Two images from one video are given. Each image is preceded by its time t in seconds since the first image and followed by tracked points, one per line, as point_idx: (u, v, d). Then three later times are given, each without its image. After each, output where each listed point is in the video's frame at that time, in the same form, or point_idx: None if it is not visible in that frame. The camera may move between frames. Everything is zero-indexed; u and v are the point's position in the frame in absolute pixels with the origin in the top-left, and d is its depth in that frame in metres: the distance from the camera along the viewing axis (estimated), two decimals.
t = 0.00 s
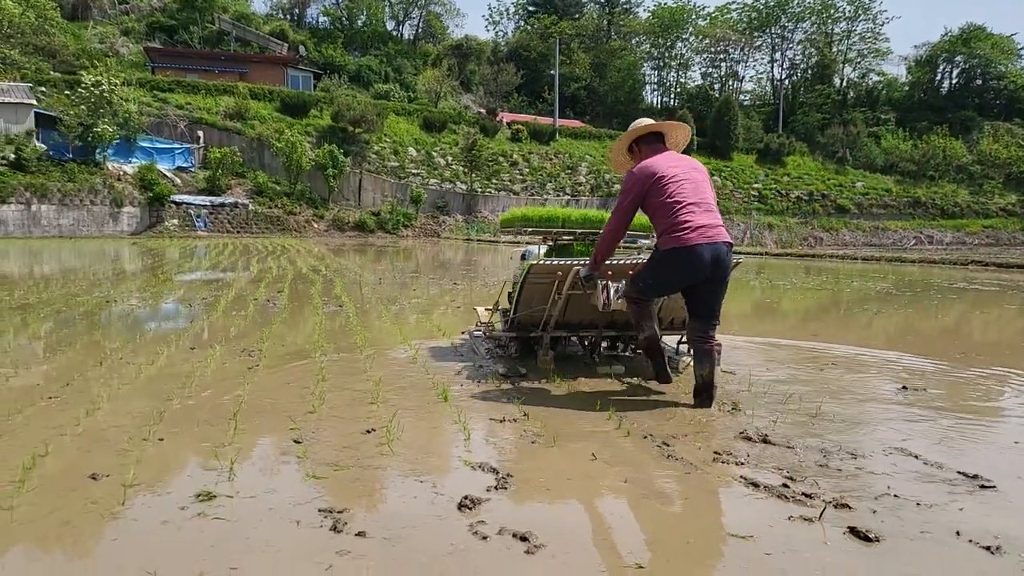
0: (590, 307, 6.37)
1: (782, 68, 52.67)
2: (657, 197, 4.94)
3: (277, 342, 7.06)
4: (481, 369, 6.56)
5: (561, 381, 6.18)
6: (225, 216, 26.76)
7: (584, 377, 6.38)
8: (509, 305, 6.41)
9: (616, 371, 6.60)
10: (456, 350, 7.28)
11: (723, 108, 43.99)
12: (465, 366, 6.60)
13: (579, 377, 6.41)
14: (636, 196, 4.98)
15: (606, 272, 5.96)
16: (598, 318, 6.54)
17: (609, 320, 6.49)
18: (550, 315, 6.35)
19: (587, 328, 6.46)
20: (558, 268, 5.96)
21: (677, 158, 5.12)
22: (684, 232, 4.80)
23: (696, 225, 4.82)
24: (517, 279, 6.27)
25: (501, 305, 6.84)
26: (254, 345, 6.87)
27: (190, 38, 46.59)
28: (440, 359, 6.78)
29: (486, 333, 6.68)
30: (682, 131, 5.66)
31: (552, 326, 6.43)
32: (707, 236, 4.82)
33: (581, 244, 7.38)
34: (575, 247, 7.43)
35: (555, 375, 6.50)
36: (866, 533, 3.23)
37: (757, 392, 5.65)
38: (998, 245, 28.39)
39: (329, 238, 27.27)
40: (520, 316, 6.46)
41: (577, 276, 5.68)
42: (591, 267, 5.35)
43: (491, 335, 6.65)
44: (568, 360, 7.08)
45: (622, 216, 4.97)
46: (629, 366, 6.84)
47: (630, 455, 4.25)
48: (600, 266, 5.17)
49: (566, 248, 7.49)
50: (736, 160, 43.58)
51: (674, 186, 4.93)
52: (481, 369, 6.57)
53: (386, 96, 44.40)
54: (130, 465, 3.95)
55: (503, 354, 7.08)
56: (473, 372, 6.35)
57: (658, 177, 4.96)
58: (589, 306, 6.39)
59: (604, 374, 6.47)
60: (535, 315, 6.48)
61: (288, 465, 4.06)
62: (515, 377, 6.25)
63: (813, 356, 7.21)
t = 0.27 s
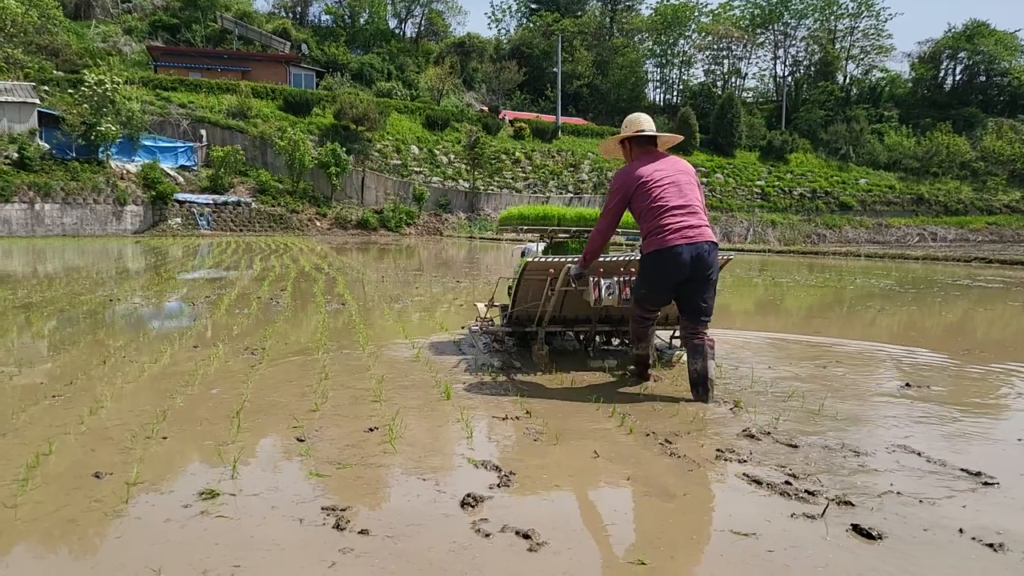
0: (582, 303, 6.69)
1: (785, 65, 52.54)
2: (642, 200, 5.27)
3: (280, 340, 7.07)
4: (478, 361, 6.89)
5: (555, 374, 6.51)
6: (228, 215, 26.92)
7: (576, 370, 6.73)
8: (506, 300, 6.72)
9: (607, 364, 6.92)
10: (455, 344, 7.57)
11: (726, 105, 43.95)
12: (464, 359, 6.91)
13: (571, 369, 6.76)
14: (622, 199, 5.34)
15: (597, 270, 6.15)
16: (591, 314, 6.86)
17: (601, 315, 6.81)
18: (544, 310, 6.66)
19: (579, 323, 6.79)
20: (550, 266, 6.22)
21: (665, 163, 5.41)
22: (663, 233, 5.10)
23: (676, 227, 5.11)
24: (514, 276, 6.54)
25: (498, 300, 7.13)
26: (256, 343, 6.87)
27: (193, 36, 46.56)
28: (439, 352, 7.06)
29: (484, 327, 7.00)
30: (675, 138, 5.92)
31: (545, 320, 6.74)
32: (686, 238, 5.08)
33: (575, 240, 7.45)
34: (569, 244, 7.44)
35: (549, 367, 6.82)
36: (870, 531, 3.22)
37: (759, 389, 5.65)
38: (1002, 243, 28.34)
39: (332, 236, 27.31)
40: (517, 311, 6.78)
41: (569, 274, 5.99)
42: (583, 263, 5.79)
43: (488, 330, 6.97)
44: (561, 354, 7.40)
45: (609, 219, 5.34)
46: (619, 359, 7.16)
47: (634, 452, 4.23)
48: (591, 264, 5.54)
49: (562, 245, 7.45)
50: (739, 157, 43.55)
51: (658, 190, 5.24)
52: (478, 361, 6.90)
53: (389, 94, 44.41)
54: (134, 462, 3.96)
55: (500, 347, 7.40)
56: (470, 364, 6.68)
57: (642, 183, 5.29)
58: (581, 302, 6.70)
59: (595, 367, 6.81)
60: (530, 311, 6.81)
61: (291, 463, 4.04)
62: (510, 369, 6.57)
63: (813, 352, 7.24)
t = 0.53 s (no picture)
0: (578, 297, 7.19)
1: (790, 63, 52.25)
2: (629, 201, 5.62)
3: (285, 339, 7.07)
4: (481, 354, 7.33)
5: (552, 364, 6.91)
6: (233, 214, 26.87)
7: (573, 362, 7.11)
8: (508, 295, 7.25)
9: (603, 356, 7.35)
10: (460, 338, 8.06)
11: (731, 103, 43.79)
12: (468, 351, 7.36)
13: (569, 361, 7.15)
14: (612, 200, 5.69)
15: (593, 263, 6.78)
16: (587, 309, 7.34)
17: (597, 310, 7.30)
18: (543, 304, 7.18)
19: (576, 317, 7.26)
20: (547, 260, 6.80)
21: (653, 167, 5.74)
22: (647, 232, 5.43)
23: (659, 227, 5.43)
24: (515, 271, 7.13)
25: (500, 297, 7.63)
26: (261, 342, 6.88)
27: (197, 36, 46.56)
28: (444, 351, 7.16)
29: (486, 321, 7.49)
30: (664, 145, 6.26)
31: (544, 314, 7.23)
32: (669, 236, 5.40)
33: (572, 237, 8.10)
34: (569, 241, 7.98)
35: (547, 360, 7.24)
36: (875, 531, 3.21)
37: (764, 388, 5.64)
38: (1008, 241, 28.19)
39: (336, 235, 27.33)
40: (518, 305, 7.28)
41: (564, 267, 6.50)
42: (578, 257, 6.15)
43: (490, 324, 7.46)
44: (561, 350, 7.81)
45: (599, 217, 5.68)
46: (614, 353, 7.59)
47: (639, 450, 4.23)
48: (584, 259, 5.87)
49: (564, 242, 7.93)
50: (744, 155, 43.42)
51: (644, 192, 5.57)
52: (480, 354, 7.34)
53: (393, 93, 44.38)
54: (139, 461, 3.96)
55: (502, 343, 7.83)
56: (473, 357, 7.00)
57: (630, 185, 5.63)
58: (578, 297, 7.21)
59: (591, 360, 7.20)
60: (530, 305, 7.30)
61: (296, 462, 4.04)
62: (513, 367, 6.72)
63: (818, 350, 7.25)
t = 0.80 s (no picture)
0: (583, 299, 7.26)
1: (801, 63, 52.03)
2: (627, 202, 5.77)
3: (295, 340, 7.11)
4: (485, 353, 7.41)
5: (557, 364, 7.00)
6: (243, 215, 26.97)
7: (577, 362, 7.20)
8: (513, 296, 7.28)
9: (606, 356, 7.45)
10: (464, 337, 8.13)
11: (741, 104, 43.68)
12: (472, 351, 7.43)
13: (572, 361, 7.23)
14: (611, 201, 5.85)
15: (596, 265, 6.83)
16: (591, 309, 7.41)
17: (601, 311, 7.38)
18: (547, 305, 7.23)
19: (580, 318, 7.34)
20: (553, 263, 6.85)
21: (650, 170, 5.92)
22: (643, 232, 5.58)
23: (654, 227, 5.59)
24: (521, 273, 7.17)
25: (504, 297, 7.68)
26: (271, 343, 6.91)
27: (208, 38, 46.83)
28: (452, 352, 7.14)
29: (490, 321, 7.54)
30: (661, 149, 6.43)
31: (549, 315, 7.29)
32: (663, 237, 5.55)
33: (577, 238, 8.15)
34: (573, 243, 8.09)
35: (552, 360, 7.32)
36: (885, 533, 3.20)
37: (774, 389, 5.62)
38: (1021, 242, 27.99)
39: (346, 236, 27.43)
40: (522, 306, 7.33)
41: (568, 271, 6.54)
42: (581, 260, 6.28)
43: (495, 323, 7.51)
44: (563, 348, 7.90)
45: (598, 219, 5.84)
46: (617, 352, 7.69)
47: (648, 452, 4.22)
48: (584, 260, 6.02)
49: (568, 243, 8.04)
50: (754, 156, 43.33)
51: (641, 193, 5.74)
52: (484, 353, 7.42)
53: (403, 94, 44.53)
54: (151, 461, 3.98)
55: (506, 342, 7.89)
56: (478, 357, 7.09)
57: (628, 187, 5.80)
58: (582, 298, 7.27)
59: (594, 359, 7.29)
60: (534, 306, 7.35)
61: (305, 462, 4.04)
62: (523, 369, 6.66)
63: (828, 351, 7.25)
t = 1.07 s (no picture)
0: (597, 298, 7.32)
1: (821, 64, 51.75)
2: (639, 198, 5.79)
3: (313, 340, 7.14)
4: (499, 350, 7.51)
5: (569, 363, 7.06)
6: (263, 215, 27.14)
7: (590, 360, 7.26)
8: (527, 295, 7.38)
9: (618, 355, 7.44)
10: (478, 336, 8.16)
11: (760, 104, 43.52)
12: (485, 349, 7.46)
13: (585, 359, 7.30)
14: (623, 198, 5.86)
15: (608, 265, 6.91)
16: (604, 309, 7.46)
17: (614, 309, 7.38)
18: (561, 304, 7.24)
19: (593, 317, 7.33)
20: (566, 261, 6.88)
21: (662, 168, 5.97)
22: (656, 227, 5.60)
23: (668, 223, 5.61)
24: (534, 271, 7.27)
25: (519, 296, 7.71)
26: (290, 343, 6.96)
27: (229, 40, 47.33)
28: (468, 352, 7.15)
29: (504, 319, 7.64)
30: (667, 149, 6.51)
31: (562, 314, 7.30)
32: (677, 233, 5.58)
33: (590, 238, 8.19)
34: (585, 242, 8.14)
35: (564, 358, 7.33)
36: (907, 539, 3.15)
37: (793, 392, 5.57)
38: None
39: (364, 237, 27.56)
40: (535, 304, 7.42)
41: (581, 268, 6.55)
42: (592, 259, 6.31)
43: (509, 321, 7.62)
44: (577, 347, 7.96)
45: (610, 218, 5.85)
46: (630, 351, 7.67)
47: (667, 455, 4.19)
48: (597, 259, 6.02)
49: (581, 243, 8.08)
50: (774, 157, 43.16)
51: (654, 190, 5.76)
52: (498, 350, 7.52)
53: (420, 96, 44.71)
54: (171, 460, 3.99)
55: (521, 340, 7.98)
56: (492, 354, 7.19)
57: (641, 183, 5.82)
58: (596, 297, 7.27)
59: (607, 358, 7.35)
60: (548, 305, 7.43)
61: (323, 462, 4.04)
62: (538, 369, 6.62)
63: (848, 353, 7.18)
